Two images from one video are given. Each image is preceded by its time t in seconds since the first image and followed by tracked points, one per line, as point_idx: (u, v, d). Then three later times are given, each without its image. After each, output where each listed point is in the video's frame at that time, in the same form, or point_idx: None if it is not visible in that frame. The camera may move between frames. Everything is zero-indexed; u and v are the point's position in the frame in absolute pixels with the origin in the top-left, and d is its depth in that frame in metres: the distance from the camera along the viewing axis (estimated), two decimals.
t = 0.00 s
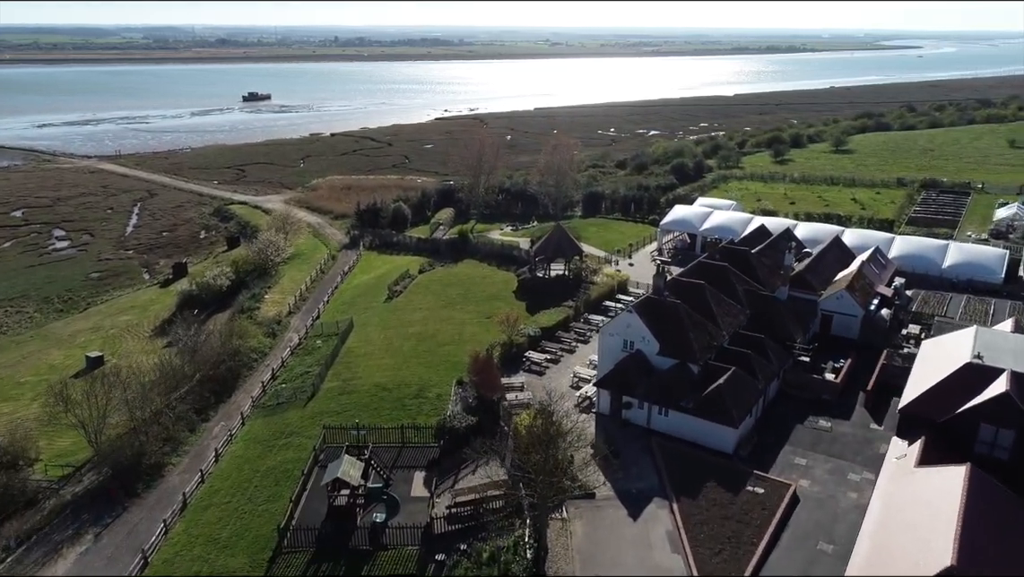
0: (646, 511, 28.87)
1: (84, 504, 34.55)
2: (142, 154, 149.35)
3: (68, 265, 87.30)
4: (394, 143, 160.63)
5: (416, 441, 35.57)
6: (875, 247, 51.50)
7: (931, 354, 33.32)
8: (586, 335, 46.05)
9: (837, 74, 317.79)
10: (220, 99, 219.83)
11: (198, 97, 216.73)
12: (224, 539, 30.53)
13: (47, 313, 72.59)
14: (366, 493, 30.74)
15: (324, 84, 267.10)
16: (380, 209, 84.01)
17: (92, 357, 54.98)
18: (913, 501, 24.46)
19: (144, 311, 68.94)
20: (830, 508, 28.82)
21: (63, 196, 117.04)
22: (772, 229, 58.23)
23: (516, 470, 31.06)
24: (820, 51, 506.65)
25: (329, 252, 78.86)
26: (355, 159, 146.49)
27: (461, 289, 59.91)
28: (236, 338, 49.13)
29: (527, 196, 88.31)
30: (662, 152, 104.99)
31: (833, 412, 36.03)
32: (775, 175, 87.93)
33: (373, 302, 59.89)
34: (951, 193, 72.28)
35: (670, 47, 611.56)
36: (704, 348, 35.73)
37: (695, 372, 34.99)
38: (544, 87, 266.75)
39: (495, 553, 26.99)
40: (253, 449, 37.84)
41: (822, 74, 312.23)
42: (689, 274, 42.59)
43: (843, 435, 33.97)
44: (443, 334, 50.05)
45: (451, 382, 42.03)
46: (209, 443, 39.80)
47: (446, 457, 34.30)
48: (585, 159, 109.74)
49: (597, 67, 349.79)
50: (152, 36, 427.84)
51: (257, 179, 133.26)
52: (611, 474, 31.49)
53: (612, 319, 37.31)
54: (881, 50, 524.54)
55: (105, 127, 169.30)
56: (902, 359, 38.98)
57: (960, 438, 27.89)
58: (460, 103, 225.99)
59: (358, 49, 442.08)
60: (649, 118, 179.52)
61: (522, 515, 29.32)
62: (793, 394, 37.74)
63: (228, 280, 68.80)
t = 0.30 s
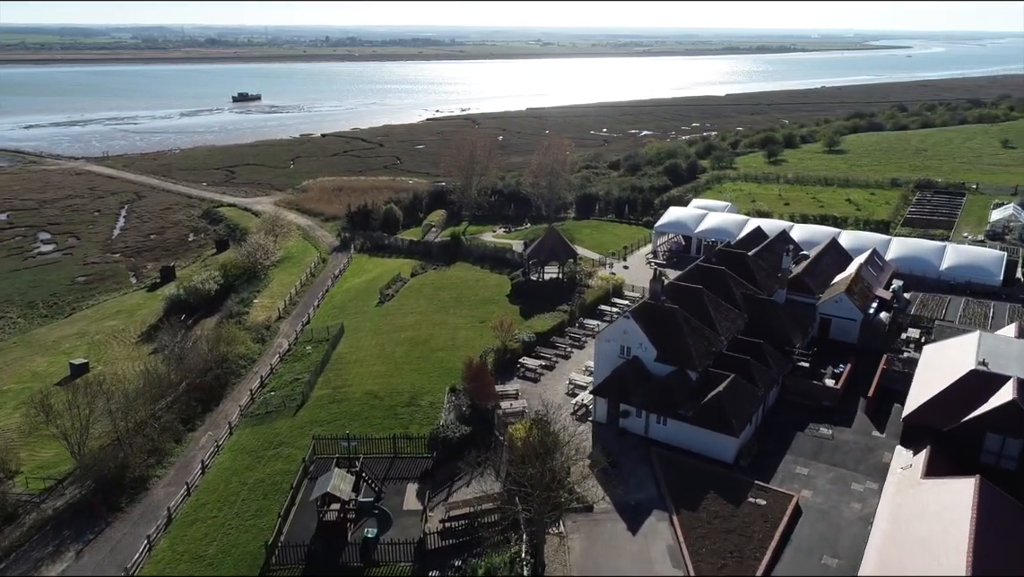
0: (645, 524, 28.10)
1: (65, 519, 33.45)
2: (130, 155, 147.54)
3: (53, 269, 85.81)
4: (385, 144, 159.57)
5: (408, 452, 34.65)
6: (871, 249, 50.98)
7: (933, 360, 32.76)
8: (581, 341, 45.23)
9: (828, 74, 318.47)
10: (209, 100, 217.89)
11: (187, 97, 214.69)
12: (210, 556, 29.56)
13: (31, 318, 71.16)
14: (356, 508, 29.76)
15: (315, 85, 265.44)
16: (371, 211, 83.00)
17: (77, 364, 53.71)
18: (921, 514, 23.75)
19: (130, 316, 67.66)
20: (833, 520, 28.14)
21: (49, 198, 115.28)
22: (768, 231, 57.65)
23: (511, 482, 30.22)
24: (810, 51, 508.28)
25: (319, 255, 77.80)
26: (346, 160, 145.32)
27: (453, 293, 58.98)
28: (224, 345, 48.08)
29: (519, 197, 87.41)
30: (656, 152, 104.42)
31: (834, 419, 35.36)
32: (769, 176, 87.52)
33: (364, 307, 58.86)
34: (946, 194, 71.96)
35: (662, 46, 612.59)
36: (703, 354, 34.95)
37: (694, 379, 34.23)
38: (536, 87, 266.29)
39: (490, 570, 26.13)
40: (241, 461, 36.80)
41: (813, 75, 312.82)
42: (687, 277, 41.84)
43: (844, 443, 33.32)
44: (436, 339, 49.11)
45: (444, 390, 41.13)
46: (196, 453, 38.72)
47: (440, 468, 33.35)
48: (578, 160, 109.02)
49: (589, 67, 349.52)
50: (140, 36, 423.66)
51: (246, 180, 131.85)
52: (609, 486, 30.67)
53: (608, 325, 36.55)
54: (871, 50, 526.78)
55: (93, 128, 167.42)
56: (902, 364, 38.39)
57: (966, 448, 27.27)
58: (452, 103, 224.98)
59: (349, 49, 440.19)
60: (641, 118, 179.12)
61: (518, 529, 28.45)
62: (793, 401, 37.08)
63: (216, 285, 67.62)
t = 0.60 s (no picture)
0: (645, 538, 27.32)
1: (46, 535, 32.33)
2: (118, 157, 145.65)
3: (38, 273, 84.26)
4: (377, 144, 158.36)
5: (401, 463, 33.74)
6: (869, 251, 50.40)
7: (936, 366, 32.13)
8: (577, 347, 44.45)
9: (819, 74, 319.07)
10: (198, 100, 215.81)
11: (176, 98, 212.58)
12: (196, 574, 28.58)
13: (15, 324, 69.73)
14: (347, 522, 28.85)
15: (305, 85, 263.65)
16: (362, 213, 81.98)
17: (60, 371, 52.41)
18: (930, 526, 23.05)
19: (116, 321, 66.36)
20: (838, 532, 27.41)
21: (35, 200, 113.49)
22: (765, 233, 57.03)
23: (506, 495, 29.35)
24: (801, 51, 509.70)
25: (309, 258, 76.69)
26: (337, 161, 144.08)
27: (446, 296, 58.11)
28: (211, 352, 46.99)
29: (512, 198, 86.47)
30: (649, 153, 103.81)
31: (835, 427, 34.64)
32: (763, 176, 87.00)
33: (355, 311, 57.84)
34: (941, 195, 71.60)
35: (654, 46, 612.56)
36: (702, 361, 34.20)
37: (692, 387, 33.48)
38: (529, 87, 265.81)
39: None
40: (228, 472, 35.80)
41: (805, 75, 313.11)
42: (684, 282, 41.13)
43: (846, 451, 32.65)
44: (429, 345, 48.20)
45: (437, 398, 40.22)
46: (181, 465, 37.67)
47: (432, 480, 32.47)
48: (571, 160, 108.23)
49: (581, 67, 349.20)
50: (130, 36, 419.52)
51: (236, 182, 130.40)
52: (607, 498, 29.87)
53: (605, 331, 35.70)
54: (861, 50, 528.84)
55: (80, 128, 165.28)
56: (903, 369, 37.78)
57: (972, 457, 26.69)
58: (444, 103, 223.89)
59: (340, 49, 438.17)
60: (634, 118, 178.54)
61: (514, 545, 27.58)
62: (793, 407, 36.41)
63: (204, 289, 66.39)
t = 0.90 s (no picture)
0: (644, 553, 26.55)
1: (23, 553, 31.15)
2: (105, 158, 143.90)
3: (22, 277, 82.79)
4: (368, 145, 157.14)
5: (393, 475, 32.83)
6: (866, 254, 49.83)
7: (937, 373, 31.49)
8: (572, 352, 43.65)
9: (809, 75, 319.83)
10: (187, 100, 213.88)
11: (165, 98, 210.54)
12: None
13: None
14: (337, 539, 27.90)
15: (296, 85, 261.87)
16: (353, 216, 81.02)
17: (43, 379, 51.11)
18: (939, 541, 22.35)
19: (102, 327, 65.09)
20: (842, 544, 26.70)
21: (19, 203, 111.75)
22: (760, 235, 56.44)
23: (501, 509, 28.49)
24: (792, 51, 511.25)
25: (299, 261, 75.63)
26: (327, 162, 142.82)
27: (438, 301, 57.21)
28: (198, 359, 45.89)
29: (505, 200, 85.55)
30: (643, 153, 103.25)
31: (836, 435, 33.98)
32: (757, 177, 86.55)
33: (346, 316, 56.77)
34: (935, 196, 71.29)
35: (645, 45, 611.95)
36: (701, 369, 33.48)
37: (691, 395, 32.77)
38: (522, 87, 265.29)
39: None
40: (214, 486, 34.73)
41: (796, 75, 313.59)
42: (680, 286, 40.43)
43: (848, 460, 31.98)
44: (421, 351, 47.29)
45: (430, 406, 39.31)
46: (166, 477, 36.56)
47: (425, 493, 31.58)
48: (564, 161, 107.50)
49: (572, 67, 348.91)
50: (119, 36, 415.46)
51: (225, 183, 129.00)
52: (604, 511, 29.10)
53: (601, 337, 34.93)
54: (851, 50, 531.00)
55: (68, 129, 163.22)
56: (904, 374, 37.19)
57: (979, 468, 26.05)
58: (435, 103, 222.84)
59: (331, 49, 436.24)
60: (626, 118, 178.07)
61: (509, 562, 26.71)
62: (792, 414, 35.76)
63: (192, 293, 65.20)
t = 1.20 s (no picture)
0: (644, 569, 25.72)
1: None
2: (92, 160, 142.03)
3: (5, 282, 81.14)
4: (358, 146, 155.85)
5: (384, 487, 31.88)
6: (863, 256, 49.29)
7: (941, 380, 30.84)
8: (566, 359, 42.84)
9: (800, 75, 320.39)
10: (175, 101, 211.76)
11: (153, 99, 208.31)
12: None
13: None
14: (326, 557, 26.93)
15: (286, 85, 260.00)
16: (343, 218, 80.02)
17: (25, 388, 49.77)
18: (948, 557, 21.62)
19: (86, 333, 63.73)
20: (847, 558, 25.96)
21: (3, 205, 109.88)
22: (756, 237, 55.81)
23: (495, 525, 27.61)
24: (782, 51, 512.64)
25: (289, 265, 74.50)
26: (317, 163, 141.53)
27: (429, 305, 56.29)
28: (184, 367, 44.73)
29: (497, 202, 84.61)
30: (635, 154, 102.66)
31: (837, 443, 33.30)
32: (751, 178, 86.12)
33: (335, 322, 55.70)
34: (930, 196, 70.96)
35: (636, 45, 613.07)
36: (699, 376, 32.75)
37: (690, 404, 32.00)
38: (513, 87, 264.77)
39: None
40: (200, 500, 33.68)
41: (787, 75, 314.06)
42: (677, 291, 39.65)
43: (850, 469, 31.29)
44: (412, 358, 46.36)
45: (422, 416, 38.37)
46: (150, 491, 35.43)
47: (417, 507, 30.67)
48: (556, 162, 106.74)
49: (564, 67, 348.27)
50: (107, 36, 411.11)
51: (214, 185, 127.41)
52: (602, 525, 28.29)
53: (597, 344, 34.08)
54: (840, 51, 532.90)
55: (54, 130, 161.02)
56: (904, 380, 36.57)
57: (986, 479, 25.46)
58: (426, 104, 221.66)
59: (321, 49, 433.99)
60: (618, 118, 177.47)
61: None
62: (792, 421, 35.06)
63: (178, 299, 63.98)
